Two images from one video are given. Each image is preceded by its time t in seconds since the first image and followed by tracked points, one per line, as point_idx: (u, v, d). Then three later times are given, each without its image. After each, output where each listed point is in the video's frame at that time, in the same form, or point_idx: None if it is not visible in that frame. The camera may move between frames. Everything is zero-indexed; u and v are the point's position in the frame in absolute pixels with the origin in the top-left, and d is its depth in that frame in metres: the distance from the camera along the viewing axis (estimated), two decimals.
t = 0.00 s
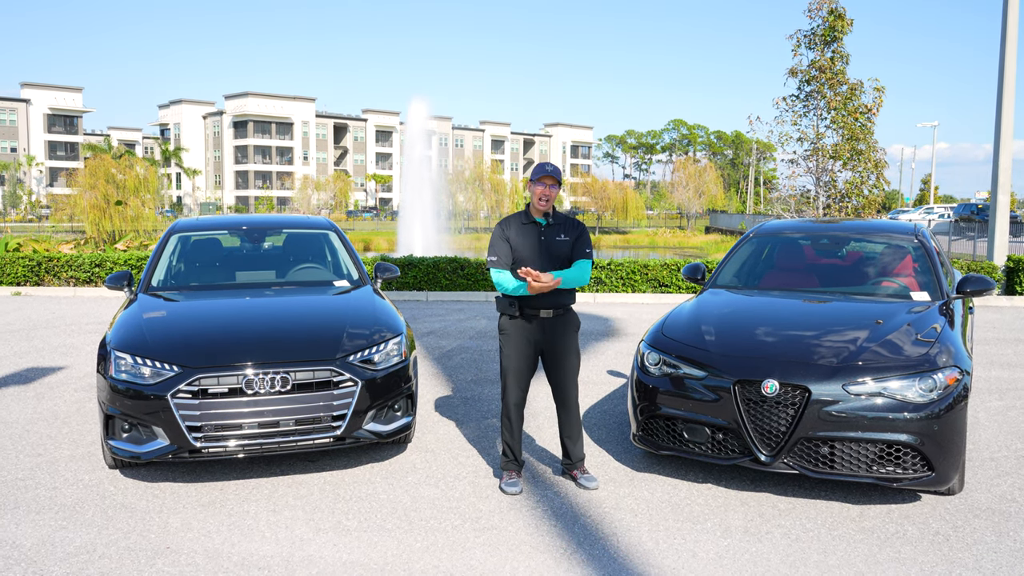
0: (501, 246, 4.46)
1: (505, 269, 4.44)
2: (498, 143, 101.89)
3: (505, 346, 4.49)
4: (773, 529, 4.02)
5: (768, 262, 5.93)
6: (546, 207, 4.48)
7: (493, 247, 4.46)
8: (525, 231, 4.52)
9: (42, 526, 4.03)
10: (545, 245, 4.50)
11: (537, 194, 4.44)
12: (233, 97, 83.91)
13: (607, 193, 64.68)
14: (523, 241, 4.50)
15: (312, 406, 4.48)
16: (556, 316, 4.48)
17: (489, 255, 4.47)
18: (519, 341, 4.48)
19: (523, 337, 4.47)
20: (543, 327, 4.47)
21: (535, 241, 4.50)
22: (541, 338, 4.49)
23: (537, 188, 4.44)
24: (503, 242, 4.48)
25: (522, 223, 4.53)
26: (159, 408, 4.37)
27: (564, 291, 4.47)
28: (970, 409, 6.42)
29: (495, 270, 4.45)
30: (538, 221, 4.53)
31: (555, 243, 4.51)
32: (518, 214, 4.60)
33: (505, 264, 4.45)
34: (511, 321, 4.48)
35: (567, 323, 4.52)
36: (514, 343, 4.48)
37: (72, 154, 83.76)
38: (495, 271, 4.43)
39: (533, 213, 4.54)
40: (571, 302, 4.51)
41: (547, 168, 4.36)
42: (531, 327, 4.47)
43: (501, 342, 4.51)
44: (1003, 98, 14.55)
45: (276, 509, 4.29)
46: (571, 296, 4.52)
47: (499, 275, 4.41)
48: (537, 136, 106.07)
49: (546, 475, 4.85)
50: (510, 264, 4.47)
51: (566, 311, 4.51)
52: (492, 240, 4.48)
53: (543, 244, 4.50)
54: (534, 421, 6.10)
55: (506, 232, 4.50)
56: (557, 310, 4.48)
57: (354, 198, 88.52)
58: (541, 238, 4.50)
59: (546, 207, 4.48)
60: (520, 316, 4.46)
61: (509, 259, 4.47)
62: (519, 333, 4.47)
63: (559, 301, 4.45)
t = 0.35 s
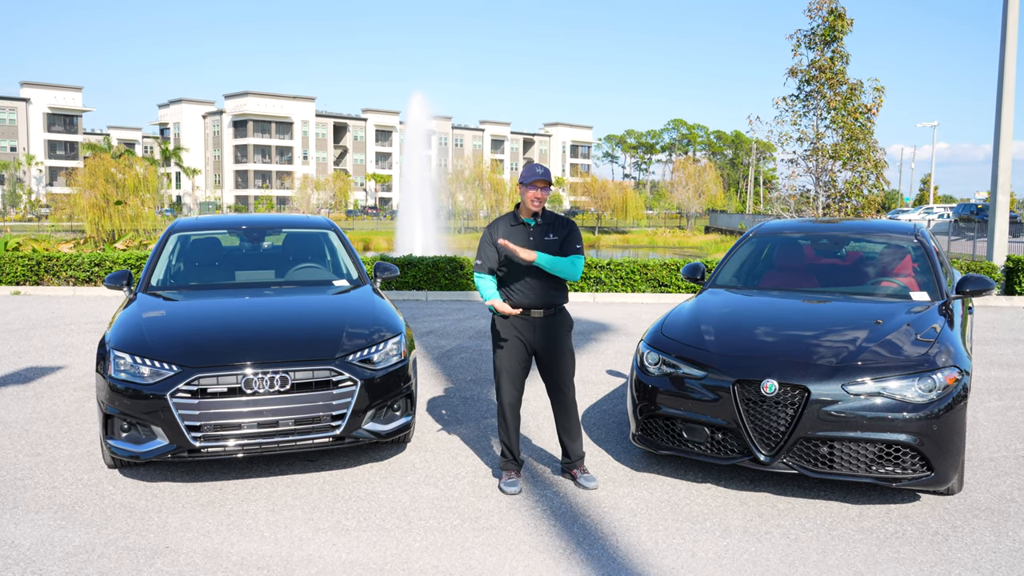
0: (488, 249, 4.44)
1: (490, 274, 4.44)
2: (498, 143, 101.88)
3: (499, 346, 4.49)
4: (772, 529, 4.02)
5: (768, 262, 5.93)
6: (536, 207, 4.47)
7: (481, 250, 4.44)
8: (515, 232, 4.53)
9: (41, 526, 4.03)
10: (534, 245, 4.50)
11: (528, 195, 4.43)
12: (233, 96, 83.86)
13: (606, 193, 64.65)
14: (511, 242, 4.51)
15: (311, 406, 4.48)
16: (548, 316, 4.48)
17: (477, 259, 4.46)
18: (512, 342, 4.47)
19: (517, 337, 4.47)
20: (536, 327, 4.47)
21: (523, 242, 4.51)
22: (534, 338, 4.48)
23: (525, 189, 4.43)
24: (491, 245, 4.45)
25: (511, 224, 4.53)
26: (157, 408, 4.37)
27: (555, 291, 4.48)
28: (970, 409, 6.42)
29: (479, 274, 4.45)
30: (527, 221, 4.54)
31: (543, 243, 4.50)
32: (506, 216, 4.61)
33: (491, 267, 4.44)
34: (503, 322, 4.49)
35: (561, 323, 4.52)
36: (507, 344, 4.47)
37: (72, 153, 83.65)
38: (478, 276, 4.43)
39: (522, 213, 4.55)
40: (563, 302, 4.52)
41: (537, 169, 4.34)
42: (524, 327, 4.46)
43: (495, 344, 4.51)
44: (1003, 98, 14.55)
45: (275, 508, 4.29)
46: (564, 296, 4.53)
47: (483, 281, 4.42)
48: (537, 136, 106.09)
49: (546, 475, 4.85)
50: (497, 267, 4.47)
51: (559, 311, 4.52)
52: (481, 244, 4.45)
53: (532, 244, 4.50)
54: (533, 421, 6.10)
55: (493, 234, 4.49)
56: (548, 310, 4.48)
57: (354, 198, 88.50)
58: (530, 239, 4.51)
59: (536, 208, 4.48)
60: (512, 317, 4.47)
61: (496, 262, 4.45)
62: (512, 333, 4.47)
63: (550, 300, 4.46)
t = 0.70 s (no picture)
0: (476, 251, 4.47)
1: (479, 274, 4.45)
2: (496, 143, 101.86)
3: (493, 347, 4.48)
4: (770, 528, 4.02)
5: (765, 261, 5.94)
6: (525, 206, 4.46)
7: (471, 251, 4.47)
8: (505, 232, 4.50)
9: (37, 526, 4.02)
10: (525, 245, 4.47)
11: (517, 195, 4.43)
12: (230, 96, 83.76)
13: (604, 192, 64.64)
14: (502, 241, 4.48)
15: (308, 406, 4.48)
16: (540, 316, 4.48)
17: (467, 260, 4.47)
18: (505, 341, 4.47)
19: (510, 337, 4.47)
20: (529, 327, 4.46)
21: (513, 241, 4.48)
22: (528, 338, 4.48)
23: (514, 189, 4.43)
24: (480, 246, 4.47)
25: (500, 224, 4.51)
26: (154, 408, 4.36)
27: (546, 290, 4.47)
28: (967, 408, 6.43)
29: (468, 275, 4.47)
30: (517, 221, 4.52)
31: (534, 242, 4.49)
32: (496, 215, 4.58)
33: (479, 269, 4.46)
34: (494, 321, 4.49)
35: (553, 323, 4.52)
36: (501, 344, 4.47)
37: (68, 152, 83.43)
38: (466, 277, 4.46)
39: (513, 213, 4.53)
40: (555, 301, 4.51)
41: (522, 168, 4.41)
42: (517, 328, 4.46)
43: (488, 344, 4.51)
44: (1000, 97, 14.56)
45: (272, 508, 4.29)
46: (555, 295, 4.52)
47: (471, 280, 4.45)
48: (534, 135, 106.11)
49: (543, 474, 4.85)
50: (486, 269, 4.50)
51: (550, 310, 4.51)
52: (470, 246, 4.49)
53: (523, 244, 4.47)
54: (531, 421, 6.10)
55: (483, 235, 4.50)
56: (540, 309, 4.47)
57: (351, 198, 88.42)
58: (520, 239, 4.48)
59: (526, 207, 4.47)
60: (503, 317, 4.47)
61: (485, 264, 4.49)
62: (505, 334, 4.46)
63: (541, 299, 4.46)
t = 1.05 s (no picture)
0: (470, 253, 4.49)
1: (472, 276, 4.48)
2: (494, 143, 101.86)
3: (490, 349, 4.48)
4: (769, 528, 4.02)
5: (764, 261, 5.94)
6: (517, 205, 4.45)
7: (464, 254, 4.49)
8: (499, 232, 4.51)
9: (35, 526, 4.02)
10: (520, 245, 4.48)
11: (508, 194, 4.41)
12: (228, 96, 83.70)
13: (602, 192, 64.64)
14: (497, 242, 4.49)
15: (307, 406, 4.47)
16: (537, 317, 4.48)
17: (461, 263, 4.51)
18: (502, 343, 4.47)
19: (507, 338, 4.46)
20: (526, 327, 4.46)
21: (508, 242, 4.48)
22: (525, 339, 4.47)
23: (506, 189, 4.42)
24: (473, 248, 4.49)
25: (495, 225, 4.52)
26: (152, 408, 4.35)
27: (542, 290, 4.48)
28: (965, 408, 6.43)
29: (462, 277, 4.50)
30: (511, 221, 4.52)
31: (529, 242, 4.49)
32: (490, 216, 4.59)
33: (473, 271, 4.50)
34: (491, 322, 4.49)
35: (550, 323, 4.51)
36: (498, 345, 4.47)
37: (66, 152, 83.27)
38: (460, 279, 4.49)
39: (506, 213, 4.52)
40: (552, 301, 4.52)
41: (511, 167, 4.35)
42: (514, 328, 4.46)
43: (485, 345, 4.51)
44: (998, 97, 14.57)
45: (271, 509, 4.28)
46: (551, 295, 4.52)
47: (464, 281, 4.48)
48: (533, 135, 106.13)
49: (542, 474, 4.84)
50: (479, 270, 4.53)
51: (547, 310, 4.51)
52: (464, 247, 4.51)
53: (518, 244, 4.48)
54: (529, 421, 6.10)
55: (477, 237, 4.51)
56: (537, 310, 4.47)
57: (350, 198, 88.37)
58: (515, 238, 4.48)
59: (518, 206, 4.46)
60: (500, 317, 4.47)
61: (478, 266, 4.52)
62: (503, 335, 4.46)
63: (537, 300, 4.46)
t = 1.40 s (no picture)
0: (479, 250, 4.44)
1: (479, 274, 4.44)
2: (496, 142, 101.84)
3: (498, 348, 4.44)
4: (770, 528, 4.02)
5: (766, 261, 5.93)
6: (530, 204, 4.46)
7: (473, 250, 4.44)
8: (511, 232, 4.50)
9: (37, 525, 4.02)
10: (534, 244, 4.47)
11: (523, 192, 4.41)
12: (231, 95, 83.76)
13: (604, 192, 64.59)
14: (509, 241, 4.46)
15: (309, 405, 4.47)
16: (547, 317, 4.48)
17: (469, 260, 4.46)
18: (511, 343, 4.44)
19: (517, 338, 4.44)
20: (537, 328, 4.46)
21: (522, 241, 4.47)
22: (534, 339, 4.47)
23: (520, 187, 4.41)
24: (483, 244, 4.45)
25: (507, 224, 4.50)
26: (154, 407, 4.36)
27: (553, 291, 4.49)
28: (967, 409, 6.42)
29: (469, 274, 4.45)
30: (524, 221, 4.53)
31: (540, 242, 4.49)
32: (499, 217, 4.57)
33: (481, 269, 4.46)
34: (502, 322, 4.45)
35: (558, 324, 4.53)
36: (508, 345, 4.44)
37: (69, 151, 83.32)
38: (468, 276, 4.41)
39: (518, 212, 4.52)
40: (561, 302, 4.53)
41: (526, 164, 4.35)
42: (526, 329, 4.45)
43: (493, 345, 4.47)
44: (1000, 97, 14.55)
45: (272, 508, 4.28)
46: (560, 296, 4.54)
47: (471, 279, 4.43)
48: (535, 135, 106.16)
49: (543, 474, 4.84)
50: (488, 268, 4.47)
51: (556, 311, 4.53)
52: (474, 245, 4.46)
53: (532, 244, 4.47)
54: (531, 421, 6.10)
55: (488, 235, 4.47)
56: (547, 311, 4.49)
57: (352, 197, 88.39)
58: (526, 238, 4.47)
59: (531, 206, 4.47)
60: (513, 318, 4.43)
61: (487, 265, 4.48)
62: (512, 335, 4.43)
63: (549, 300, 4.46)
